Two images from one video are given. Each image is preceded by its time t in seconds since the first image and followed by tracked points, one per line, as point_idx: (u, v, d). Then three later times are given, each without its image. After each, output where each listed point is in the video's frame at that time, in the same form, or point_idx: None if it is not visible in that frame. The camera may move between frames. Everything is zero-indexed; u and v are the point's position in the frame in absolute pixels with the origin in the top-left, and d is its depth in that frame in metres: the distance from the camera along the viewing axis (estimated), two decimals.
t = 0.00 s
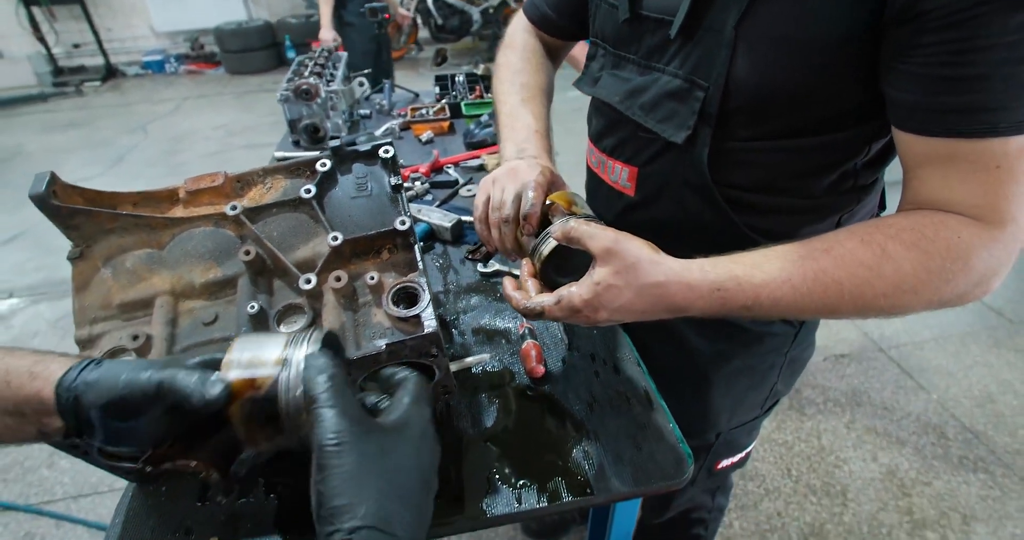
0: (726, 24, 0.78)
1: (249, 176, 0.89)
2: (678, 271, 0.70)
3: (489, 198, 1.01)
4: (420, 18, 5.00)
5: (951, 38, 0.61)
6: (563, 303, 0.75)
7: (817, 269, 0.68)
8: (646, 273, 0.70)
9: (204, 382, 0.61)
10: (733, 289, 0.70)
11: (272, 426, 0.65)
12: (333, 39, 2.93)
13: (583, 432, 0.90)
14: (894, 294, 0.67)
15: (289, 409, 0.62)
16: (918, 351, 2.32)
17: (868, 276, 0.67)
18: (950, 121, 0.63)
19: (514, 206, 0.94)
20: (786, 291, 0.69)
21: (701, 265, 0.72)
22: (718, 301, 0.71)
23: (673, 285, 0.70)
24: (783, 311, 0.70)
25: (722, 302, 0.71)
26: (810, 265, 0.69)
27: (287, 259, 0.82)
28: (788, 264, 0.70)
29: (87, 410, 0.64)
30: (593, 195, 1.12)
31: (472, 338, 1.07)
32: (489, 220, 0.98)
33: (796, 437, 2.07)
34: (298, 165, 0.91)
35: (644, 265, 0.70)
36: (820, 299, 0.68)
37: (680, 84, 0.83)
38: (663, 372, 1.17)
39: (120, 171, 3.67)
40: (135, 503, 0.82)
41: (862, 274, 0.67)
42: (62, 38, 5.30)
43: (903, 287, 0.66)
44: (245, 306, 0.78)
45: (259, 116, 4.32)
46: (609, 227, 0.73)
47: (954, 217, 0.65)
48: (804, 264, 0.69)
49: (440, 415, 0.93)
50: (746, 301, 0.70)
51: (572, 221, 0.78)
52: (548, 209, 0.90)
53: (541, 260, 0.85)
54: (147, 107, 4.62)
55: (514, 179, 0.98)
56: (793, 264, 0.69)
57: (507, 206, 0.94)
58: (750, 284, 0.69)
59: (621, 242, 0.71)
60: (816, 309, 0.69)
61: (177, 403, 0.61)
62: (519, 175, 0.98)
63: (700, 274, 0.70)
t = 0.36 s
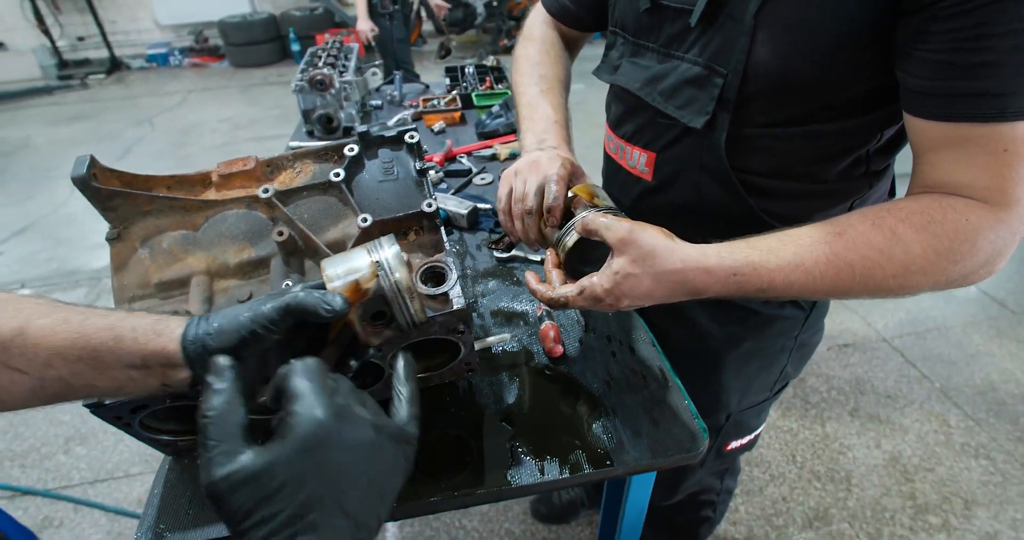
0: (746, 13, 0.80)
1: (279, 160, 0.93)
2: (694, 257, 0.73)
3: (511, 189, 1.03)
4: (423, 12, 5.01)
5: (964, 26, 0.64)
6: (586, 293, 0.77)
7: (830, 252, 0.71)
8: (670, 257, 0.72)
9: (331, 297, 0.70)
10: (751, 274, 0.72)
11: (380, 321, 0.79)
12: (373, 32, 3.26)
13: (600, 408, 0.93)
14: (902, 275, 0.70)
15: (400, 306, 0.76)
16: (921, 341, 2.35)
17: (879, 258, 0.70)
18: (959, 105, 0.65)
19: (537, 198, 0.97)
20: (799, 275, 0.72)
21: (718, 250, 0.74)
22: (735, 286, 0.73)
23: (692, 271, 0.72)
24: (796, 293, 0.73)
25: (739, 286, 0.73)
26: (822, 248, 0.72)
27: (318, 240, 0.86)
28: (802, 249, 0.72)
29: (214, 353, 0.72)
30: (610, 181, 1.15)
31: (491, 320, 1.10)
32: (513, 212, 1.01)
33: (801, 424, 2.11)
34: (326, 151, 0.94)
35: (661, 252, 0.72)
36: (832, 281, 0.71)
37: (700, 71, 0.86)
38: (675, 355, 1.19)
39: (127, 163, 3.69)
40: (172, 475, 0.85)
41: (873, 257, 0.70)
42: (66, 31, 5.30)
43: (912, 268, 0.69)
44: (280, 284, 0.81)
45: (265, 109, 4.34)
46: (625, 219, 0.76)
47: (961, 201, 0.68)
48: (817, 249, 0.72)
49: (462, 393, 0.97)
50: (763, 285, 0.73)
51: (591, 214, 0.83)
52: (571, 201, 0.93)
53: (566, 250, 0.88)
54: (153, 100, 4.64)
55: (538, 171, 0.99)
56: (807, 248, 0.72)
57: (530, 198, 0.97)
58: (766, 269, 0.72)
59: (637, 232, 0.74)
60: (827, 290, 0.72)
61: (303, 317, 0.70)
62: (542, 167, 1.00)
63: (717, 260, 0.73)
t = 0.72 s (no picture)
0: (766, 4, 0.81)
1: (297, 149, 0.94)
2: (717, 247, 0.74)
3: (528, 181, 1.04)
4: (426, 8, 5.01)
5: (980, 18, 0.65)
6: (608, 283, 0.79)
7: (848, 241, 0.72)
8: (693, 248, 0.74)
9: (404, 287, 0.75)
10: (772, 263, 0.73)
11: (432, 323, 0.85)
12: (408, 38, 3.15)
13: (612, 393, 0.94)
14: (920, 262, 0.71)
15: (453, 311, 0.80)
16: (924, 334, 2.37)
17: (897, 246, 0.71)
18: (974, 96, 0.67)
19: (555, 190, 0.98)
20: (820, 263, 0.73)
21: (740, 240, 0.75)
22: (757, 274, 0.74)
23: (715, 262, 0.74)
24: (815, 281, 0.74)
25: (759, 276, 0.75)
26: (842, 238, 0.73)
27: (336, 226, 0.87)
28: (822, 238, 0.73)
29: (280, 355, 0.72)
30: (622, 171, 1.16)
31: (502, 309, 1.12)
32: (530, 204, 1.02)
33: (805, 417, 2.12)
34: (342, 140, 0.95)
35: (685, 242, 0.74)
36: (851, 269, 0.72)
37: (718, 62, 0.87)
38: (684, 345, 1.20)
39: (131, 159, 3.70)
40: (192, 459, 0.86)
41: (892, 246, 0.71)
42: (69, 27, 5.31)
43: (929, 256, 0.71)
44: (300, 269, 0.82)
45: (268, 105, 4.35)
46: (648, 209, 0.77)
47: (975, 189, 0.70)
48: (836, 238, 0.73)
49: (475, 379, 0.99)
50: (782, 275, 0.74)
51: (612, 205, 0.85)
52: (590, 193, 0.94)
53: (587, 241, 0.89)
54: (157, 96, 4.64)
55: (555, 164, 1.01)
56: (827, 237, 0.73)
57: (549, 190, 0.98)
58: (788, 257, 0.73)
59: (660, 223, 0.75)
60: (846, 279, 0.73)
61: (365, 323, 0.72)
62: (559, 159, 1.01)
63: (740, 250, 0.74)
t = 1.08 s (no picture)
0: None
1: (289, 142, 0.95)
2: (710, 238, 0.73)
3: (522, 172, 1.05)
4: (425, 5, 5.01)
5: (976, 9, 0.66)
6: (600, 274, 0.78)
7: (842, 233, 0.72)
8: (687, 239, 0.73)
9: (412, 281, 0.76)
10: (765, 256, 0.73)
11: (435, 322, 0.85)
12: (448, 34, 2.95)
13: (604, 385, 0.95)
14: (913, 255, 0.71)
15: (458, 310, 0.80)
16: (920, 330, 2.37)
17: (890, 238, 0.71)
18: (968, 88, 0.68)
19: (549, 180, 0.98)
20: (814, 255, 0.72)
21: (733, 233, 0.75)
22: (750, 268, 0.74)
23: (708, 254, 0.73)
24: (808, 274, 0.74)
25: (753, 269, 0.74)
26: (836, 230, 0.72)
27: (328, 218, 0.87)
28: (818, 228, 0.73)
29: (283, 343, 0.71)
30: (615, 164, 1.16)
31: (495, 302, 1.12)
32: (524, 195, 1.02)
33: (802, 413, 2.12)
34: (335, 133, 0.96)
35: (678, 234, 0.73)
36: (846, 261, 0.72)
37: (712, 53, 0.87)
38: (677, 339, 1.21)
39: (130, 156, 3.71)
40: (183, 450, 0.87)
41: (885, 237, 0.71)
42: (69, 24, 5.32)
43: (922, 249, 0.71)
44: (291, 261, 0.83)
45: (267, 102, 4.35)
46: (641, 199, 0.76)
47: (968, 182, 0.70)
48: (830, 230, 0.72)
49: (466, 371, 0.99)
50: (776, 266, 0.73)
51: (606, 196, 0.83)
52: (585, 183, 0.94)
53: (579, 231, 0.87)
54: (156, 93, 4.65)
55: (550, 154, 1.01)
56: (820, 229, 0.73)
57: (543, 181, 0.98)
58: (782, 249, 0.72)
59: (654, 213, 0.74)
60: (841, 271, 0.73)
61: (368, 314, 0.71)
62: (553, 150, 1.01)
63: (734, 242, 0.73)
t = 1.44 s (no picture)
0: None
1: (266, 139, 0.96)
2: (679, 266, 0.74)
3: (491, 173, 1.05)
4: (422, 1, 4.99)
5: (949, 6, 0.64)
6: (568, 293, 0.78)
7: (807, 251, 0.72)
8: (660, 272, 0.73)
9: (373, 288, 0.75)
10: (731, 281, 0.74)
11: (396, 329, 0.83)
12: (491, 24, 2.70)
13: (581, 382, 0.95)
14: (877, 267, 0.72)
15: (416, 316, 0.79)
16: (914, 328, 2.37)
17: (853, 253, 0.71)
18: (939, 86, 0.66)
19: (516, 181, 0.98)
20: (778, 275, 0.73)
21: (699, 259, 0.75)
22: (717, 293, 0.75)
23: (676, 284, 0.74)
24: (776, 291, 0.75)
25: (719, 295, 0.75)
26: (801, 249, 0.73)
27: (303, 216, 0.87)
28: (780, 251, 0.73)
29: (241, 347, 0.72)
30: (595, 159, 1.16)
31: (476, 299, 1.12)
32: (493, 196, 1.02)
33: (793, 410, 2.12)
34: (312, 129, 0.97)
35: (653, 266, 0.73)
36: (810, 278, 0.73)
37: (688, 47, 0.87)
38: (659, 337, 1.20)
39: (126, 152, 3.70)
40: (160, 446, 0.87)
41: (849, 253, 0.71)
42: (64, 20, 5.30)
43: (887, 260, 0.71)
44: (264, 258, 0.83)
45: (264, 99, 4.34)
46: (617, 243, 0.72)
47: (933, 188, 0.69)
48: (794, 249, 0.73)
49: (445, 367, 0.99)
50: (742, 289, 0.74)
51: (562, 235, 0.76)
52: (551, 183, 0.95)
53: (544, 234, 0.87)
54: (152, 90, 4.63)
55: (518, 153, 1.01)
56: (783, 249, 0.73)
57: (510, 182, 0.98)
58: (747, 273, 0.73)
59: (633, 255, 0.72)
60: (806, 287, 0.74)
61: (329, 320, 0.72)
62: (521, 151, 1.02)
63: (700, 270, 0.74)
